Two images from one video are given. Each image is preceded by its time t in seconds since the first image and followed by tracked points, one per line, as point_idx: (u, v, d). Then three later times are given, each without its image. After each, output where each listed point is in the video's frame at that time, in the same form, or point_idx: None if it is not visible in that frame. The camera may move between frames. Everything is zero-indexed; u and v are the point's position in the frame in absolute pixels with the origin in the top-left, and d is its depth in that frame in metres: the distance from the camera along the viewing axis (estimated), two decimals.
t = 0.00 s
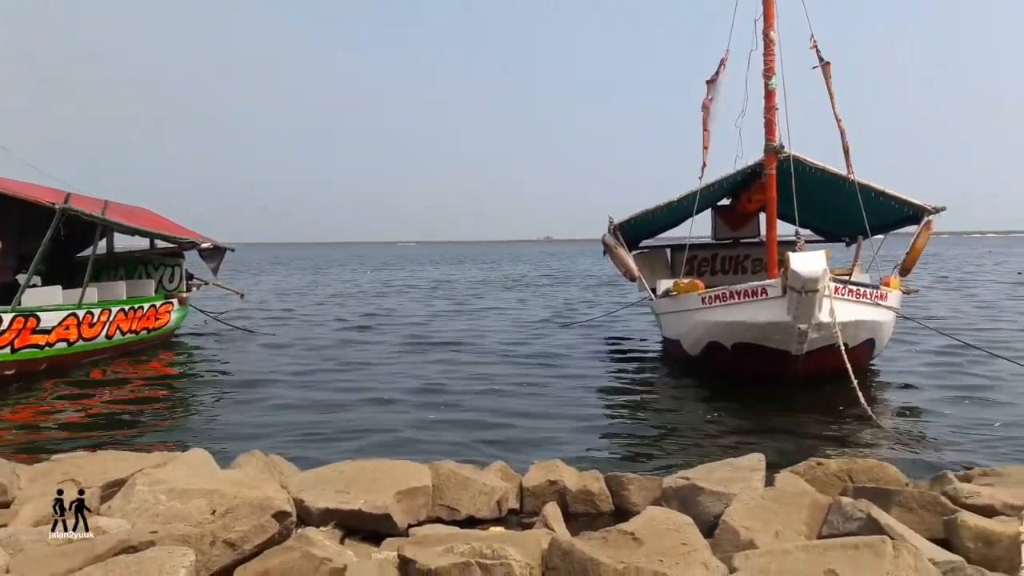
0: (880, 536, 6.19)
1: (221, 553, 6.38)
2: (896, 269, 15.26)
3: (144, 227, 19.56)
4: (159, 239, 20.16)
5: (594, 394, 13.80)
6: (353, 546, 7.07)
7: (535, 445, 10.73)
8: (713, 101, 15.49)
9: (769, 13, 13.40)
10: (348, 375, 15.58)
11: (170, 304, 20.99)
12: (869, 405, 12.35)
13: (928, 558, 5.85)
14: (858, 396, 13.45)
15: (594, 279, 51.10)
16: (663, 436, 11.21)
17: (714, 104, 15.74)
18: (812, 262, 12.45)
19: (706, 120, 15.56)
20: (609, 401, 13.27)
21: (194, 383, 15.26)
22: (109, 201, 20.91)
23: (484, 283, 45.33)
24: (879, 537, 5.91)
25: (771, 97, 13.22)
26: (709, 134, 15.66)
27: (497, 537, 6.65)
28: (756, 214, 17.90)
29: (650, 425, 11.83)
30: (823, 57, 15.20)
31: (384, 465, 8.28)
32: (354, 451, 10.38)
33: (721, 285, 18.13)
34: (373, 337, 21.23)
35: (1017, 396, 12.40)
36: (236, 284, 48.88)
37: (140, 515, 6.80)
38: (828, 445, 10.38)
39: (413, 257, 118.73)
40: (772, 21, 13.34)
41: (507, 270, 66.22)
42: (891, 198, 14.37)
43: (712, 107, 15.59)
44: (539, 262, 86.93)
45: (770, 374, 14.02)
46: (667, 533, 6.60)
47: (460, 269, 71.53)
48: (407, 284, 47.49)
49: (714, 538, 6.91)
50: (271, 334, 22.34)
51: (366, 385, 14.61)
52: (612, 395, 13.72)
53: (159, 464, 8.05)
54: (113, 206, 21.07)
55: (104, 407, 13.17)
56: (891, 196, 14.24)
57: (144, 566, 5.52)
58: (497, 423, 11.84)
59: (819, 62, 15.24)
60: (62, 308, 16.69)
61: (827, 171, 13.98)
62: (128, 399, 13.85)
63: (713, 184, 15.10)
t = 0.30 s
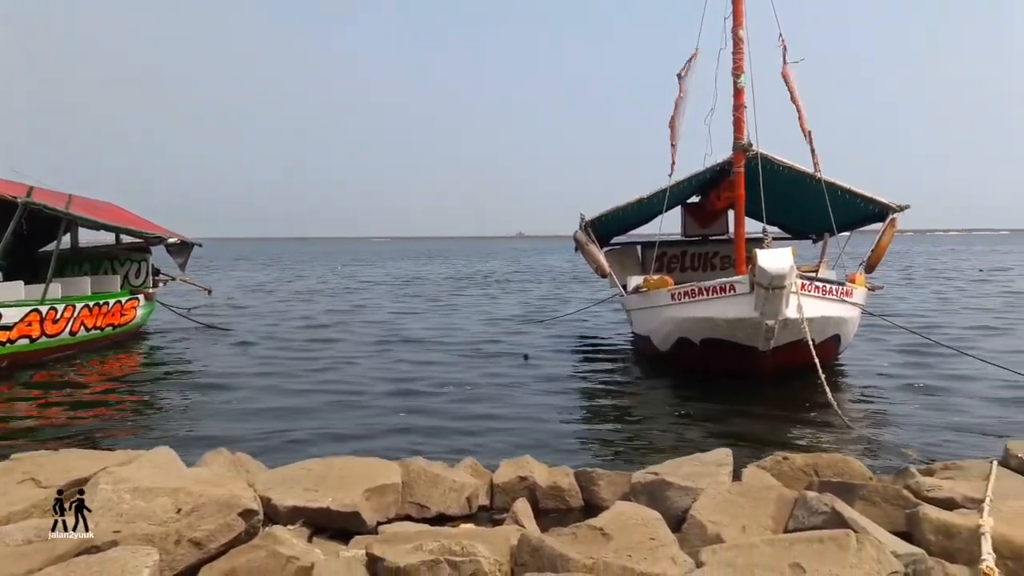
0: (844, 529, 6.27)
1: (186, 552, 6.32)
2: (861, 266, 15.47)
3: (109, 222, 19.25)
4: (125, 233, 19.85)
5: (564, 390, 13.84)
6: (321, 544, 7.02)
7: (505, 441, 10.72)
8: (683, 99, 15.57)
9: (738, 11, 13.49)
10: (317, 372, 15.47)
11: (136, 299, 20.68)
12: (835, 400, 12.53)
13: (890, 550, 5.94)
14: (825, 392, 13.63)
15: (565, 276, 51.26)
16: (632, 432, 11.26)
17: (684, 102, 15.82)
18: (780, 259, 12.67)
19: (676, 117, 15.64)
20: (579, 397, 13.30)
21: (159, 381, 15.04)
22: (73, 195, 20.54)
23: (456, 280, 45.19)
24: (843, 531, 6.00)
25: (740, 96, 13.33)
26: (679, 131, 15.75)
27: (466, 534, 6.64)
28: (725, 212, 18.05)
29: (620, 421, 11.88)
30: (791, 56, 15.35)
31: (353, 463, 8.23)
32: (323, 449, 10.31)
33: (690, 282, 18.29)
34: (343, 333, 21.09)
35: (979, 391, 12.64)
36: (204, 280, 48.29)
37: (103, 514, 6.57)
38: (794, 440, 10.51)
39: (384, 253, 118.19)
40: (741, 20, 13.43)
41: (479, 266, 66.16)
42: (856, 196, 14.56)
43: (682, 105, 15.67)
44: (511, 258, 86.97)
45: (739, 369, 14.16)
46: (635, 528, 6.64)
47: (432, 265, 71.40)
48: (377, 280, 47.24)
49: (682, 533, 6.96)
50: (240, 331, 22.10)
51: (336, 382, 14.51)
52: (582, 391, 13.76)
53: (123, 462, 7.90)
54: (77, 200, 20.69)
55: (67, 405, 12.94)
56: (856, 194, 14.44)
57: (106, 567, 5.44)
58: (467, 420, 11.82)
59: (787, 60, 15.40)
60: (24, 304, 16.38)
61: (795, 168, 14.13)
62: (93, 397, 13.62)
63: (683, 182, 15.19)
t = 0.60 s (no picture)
0: (803, 523, 6.36)
1: (144, 552, 6.21)
2: (823, 265, 15.69)
3: (68, 215, 18.90)
4: (85, 227, 19.48)
5: (530, 388, 13.86)
6: (284, 543, 6.95)
7: (471, 438, 10.69)
8: (651, 98, 15.67)
9: (706, 11, 13.60)
10: (281, 369, 15.33)
11: (96, 295, 20.33)
12: (797, 397, 12.71)
13: (848, 544, 6.04)
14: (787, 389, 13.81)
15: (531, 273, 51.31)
16: (597, 429, 11.30)
17: (651, 101, 15.91)
18: (744, 257, 12.79)
19: (644, 116, 15.73)
20: (545, 394, 13.33)
21: (119, 377, 14.80)
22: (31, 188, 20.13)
23: (423, 277, 44.96)
24: (803, 525, 6.09)
25: (707, 95, 13.44)
26: (646, 130, 15.84)
27: (431, 531, 6.62)
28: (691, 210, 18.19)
29: (586, 418, 11.92)
30: (757, 57, 15.51)
31: (317, 461, 8.16)
32: (285, 446, 10.21)
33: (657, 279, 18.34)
34: (308, 330, 20.91)
35: (936, 389, 12.89)
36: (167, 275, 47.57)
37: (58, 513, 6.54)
38: (756, 436, 10.63)
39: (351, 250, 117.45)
40: (708, 20, 13.54)
41: (446, 264, 66.01)
42: (819, 195, 14.77)
43: (649, 104, 15.76)
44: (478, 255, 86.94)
45: (704, 366, 14.30)
46: (600, 524, 6.67)
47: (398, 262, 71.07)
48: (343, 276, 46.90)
49: (646, 528, 7.00)
50: (203, 327, 21.82)
51: (300, 379, 14.39)
52: (548, 388, 13.79)
53: (79, 461, 7.74)
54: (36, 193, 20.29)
55: (23, 402, 12.68)
56: (819, 194, 14.65)
57: (60, 567, 5.34)
58: (432, 417, 11.79)
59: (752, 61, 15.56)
60: None
61: (759, 168, 14.30)
62: (50, 393, 13.37)
63: (650, 180, 15.28)
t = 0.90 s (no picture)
0: (761, 517, 6.45)
1: (99, 558, 6.11)
2: (780, 263, 15.94)
3: (19, 215, 18.46)
4: (37, 227, 19.06)
5: (492, 387, 13.87)
6: (242, 546, 6.87)
7: (431, 439, 10.67)
8: (610, 98, 15.76)
9: (663, 13, 13.72)
10: (240, 371, 15.15)
11: (49, 297, 19.91)
12: (755, 393, 12.90)
13: (805, 538, 6.15)
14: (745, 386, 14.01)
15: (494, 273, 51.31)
16: (559, 428, 11.35)
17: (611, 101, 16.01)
18: (702, 255, 12.96)
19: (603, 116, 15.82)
20: (506, 394, 13.35)
21: (73, 380, 14.51)
22: None
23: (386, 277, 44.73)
24: (760, 520, 6.19)
25: (665, 96, 13.56)
26: (606, 129, 15.94)
27: (392, 532, 6.59)
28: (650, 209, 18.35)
29: (547, 416, 11.96)
30: (714, 58, 15.69)
31: (276, 463, 8.08)
32: (243, 449, 10.10)
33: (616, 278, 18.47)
34: (267, 331, 20.70)
35: (889, 385, 13.17)
36: (123, 276, 46.71)
37: (8, 520, 6.22)
38: (715, 433, 10.77)
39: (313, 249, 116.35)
40: (666, 21, 13.66)
41: (409, 264, 65.73)
42: (776, 195, 15.01)
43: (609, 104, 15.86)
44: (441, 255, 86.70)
45: (664, 364, 14.44)
46: (561, 522, 6.70)
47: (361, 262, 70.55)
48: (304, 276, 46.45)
49: (606, 525, 7.05)
50: (159, 329, 21.47)
51: (259, 380, 14.23)
52: (510, 388, 13.81)
53: (31, 466, 7.57)
54: None
55: None
56: (776, 193, 14.88)
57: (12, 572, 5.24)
58: (393, 417, 11.74)
59: (709, 62, 15.75)
60: None
61: (717, 168, 14.48)
62: None
63: (610, 180, 15.38)
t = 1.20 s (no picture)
0: (728, 511, 6.53)
1: (61, 561, 5.98)
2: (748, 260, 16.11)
3: None
4: None
5: (463, 385, 13.87)
6: (210, 547, 6.80)
7: (402, 437, 10.64)
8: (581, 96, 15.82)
9: (632, 11, 13.80)
10: (208, 370, 14.99)
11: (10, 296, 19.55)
12: (723, 388, 13.04)
13: (771, 531, 6.24)
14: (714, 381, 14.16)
15: (465, 271, 51.24)
16: (529, 424, 11.38)
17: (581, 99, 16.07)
18: (671, 253, 13.10)
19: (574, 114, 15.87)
20: (478, 392, 13.35)
21: (35, 381, 14.26)
22: None
23: (357, 275, 44.44)
24: (728, 513, 6.27)
25: (634, 94, 13.64)
26: (577, 127, 15.99)
27: (362, 531, 6.57)
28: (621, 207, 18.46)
29: (518, 414, 11.98)
30: (683, 57, 15.80)
31: (244, 463, 8.01)
32: (211, 449, 10.00)
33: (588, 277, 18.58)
34: (236, 330, 20.50)
35: (854, 380, 13.38)
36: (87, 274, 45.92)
37: None
38: (684, 428, 10.87)
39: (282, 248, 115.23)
40: (635, 19, 13.74)
41: (380, 261, 65.39)
42: (743, 192, 15.17)
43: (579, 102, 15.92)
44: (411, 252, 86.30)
45: (634, 360, 14.55)
46: (531, 518, 6.73)
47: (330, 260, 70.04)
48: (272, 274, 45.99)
49: (576, 521, 7.09)
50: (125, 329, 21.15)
51: (227, 380, 14.09)
52: (481, 386, 13.82)
53: None
54: None
55: None
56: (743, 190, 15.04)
57: None
58: (364, 416, 11.70)
59: (678, 61, 15.88)
60: None
61: (686, 165, 14.60)
62: None
63: (581, 178, 15.43)
